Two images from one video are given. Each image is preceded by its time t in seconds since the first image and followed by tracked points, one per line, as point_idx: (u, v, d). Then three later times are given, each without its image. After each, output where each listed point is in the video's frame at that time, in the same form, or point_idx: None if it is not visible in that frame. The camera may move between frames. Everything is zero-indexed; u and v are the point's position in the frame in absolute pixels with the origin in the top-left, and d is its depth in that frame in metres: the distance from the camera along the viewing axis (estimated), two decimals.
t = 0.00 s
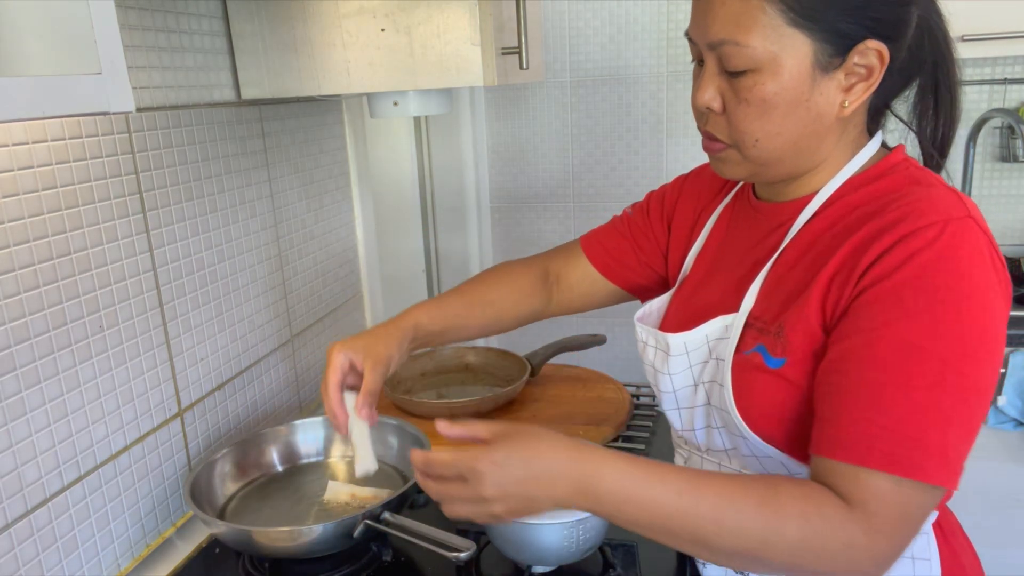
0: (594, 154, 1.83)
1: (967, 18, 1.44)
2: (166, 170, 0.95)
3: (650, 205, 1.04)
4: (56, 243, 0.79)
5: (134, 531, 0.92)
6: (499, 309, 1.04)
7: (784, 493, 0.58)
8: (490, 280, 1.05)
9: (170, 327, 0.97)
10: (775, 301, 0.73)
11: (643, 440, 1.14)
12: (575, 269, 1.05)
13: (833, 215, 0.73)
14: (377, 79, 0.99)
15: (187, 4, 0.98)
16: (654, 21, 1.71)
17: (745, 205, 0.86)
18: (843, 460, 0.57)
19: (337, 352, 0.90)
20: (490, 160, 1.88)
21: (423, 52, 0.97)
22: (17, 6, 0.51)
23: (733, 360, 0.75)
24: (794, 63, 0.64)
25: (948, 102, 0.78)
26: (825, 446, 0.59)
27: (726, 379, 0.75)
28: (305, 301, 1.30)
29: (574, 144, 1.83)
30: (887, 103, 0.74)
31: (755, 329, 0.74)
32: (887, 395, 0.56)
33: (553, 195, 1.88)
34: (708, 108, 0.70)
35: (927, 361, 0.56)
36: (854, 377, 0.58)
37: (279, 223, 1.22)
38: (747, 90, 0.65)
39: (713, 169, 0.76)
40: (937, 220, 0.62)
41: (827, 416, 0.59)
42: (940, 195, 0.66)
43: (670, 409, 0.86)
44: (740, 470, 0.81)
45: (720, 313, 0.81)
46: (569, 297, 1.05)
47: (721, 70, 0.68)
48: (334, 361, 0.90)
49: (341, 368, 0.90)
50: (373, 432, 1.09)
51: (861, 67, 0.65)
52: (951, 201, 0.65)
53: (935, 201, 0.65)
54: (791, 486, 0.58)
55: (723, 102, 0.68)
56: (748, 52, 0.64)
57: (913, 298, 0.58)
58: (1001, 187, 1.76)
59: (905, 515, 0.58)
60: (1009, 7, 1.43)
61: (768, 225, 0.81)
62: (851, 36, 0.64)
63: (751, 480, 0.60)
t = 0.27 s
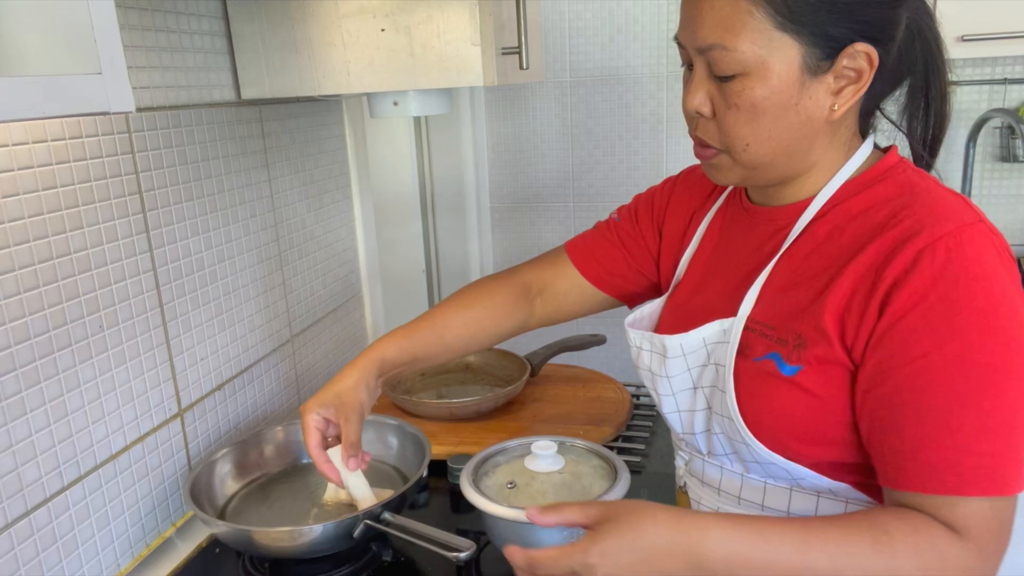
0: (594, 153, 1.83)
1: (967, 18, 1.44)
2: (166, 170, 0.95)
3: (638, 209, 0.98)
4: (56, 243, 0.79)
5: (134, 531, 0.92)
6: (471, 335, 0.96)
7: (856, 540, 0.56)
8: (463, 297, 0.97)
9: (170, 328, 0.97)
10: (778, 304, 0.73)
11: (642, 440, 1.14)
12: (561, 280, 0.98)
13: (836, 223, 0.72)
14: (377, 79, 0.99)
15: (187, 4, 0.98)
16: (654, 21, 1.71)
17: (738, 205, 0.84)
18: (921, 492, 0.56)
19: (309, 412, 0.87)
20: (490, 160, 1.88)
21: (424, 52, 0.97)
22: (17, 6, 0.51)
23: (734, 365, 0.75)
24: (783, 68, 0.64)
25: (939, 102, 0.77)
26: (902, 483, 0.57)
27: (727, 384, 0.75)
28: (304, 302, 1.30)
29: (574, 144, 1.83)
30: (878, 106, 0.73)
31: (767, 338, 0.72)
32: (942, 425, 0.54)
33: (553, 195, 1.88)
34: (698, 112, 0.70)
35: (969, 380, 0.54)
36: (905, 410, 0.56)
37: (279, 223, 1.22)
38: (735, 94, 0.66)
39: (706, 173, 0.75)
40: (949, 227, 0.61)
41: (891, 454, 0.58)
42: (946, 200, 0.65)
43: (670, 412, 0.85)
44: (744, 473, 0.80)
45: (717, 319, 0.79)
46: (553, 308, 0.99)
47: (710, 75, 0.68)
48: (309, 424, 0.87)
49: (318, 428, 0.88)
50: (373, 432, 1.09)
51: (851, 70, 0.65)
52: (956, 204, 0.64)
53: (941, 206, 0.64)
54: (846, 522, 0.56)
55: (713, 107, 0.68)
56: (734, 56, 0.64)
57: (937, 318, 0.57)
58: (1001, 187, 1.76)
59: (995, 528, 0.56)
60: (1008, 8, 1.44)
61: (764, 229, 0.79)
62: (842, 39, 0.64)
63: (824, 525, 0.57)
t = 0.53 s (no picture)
0: (594, 153, 1.83)
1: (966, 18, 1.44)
2: (166, 170, 0.95)
3: (634, 210, 0.98)
4: (56, 243, 0.79)
5: (134, 532, 0.92)
6: (463, 342, 0.95)
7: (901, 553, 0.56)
8: (456, 304, 0.96)
9: (170, 328, 0.97)
10: (780, 305, 0.72)
11: (642, 440, 1.14)
12: (555, 285, 0.97)
13: (837, 226, 0.71)
14: (378, 79, 0.99)
15: (187, 5, 0.98)
16: (654, 21, 1.72)
17: (737, 206, 0.84)
18: (962, 501, 0.57)
19: (295, 430, 0.87)
20: (490, 159, 1.88)
21: (424, 52, 0.97)
22: (17, 6, 0.51)
23: (734, 367, 0.75)
24: (776, 70, 0.64)
25: (935, 103, 0.77)
26: (943, 494, 0.58)
27: (727, 388, 0.75)
28: (304, 302, 1.30)
29: (574, 144, 1.83)
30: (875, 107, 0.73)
31: (770, 340, 0.72)
32: (978, 438, 0.55)
33: (553, 195, 1.88)
34: (692, 115, 0.69)
35: (999, 390, 0.55)
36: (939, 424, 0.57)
37: (279, 223, 1.22)
38: (729, 97, 0.65)
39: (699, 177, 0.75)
40: (959, 235, 0.61)
41: (931, 467, 0.58)
42: (949, 205, 0.65)
43: (672, 415, 0.85)
44: (745, 475, 0.80)
45: (716, 322, 0.79)
46: (549, 311, 0.98)
47: (704, 78, 0.68)
48: (293, 439, 0.87)
49: (301, 443, 0.88)
50: (373, 431, 1.09)
51: (845, 72, 0.65)
52: (960, 208, 0.64)
53: (947, 210, 0.64)
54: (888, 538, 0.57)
55: (706, 109, 0.68)
56: (728, 58, 0.64)
57: (959, 329, 0.57)
58: (1001, 187, 1.76)
59: None
60: (1008, 8, 1.44)
61: (761, 231, 0.79)
62: (837, 40, 0.64)
63: (872, 542, 0.57)
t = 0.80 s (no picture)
0: (594, 153, 1.83)
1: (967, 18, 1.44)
2: (166, 170, 0.95)
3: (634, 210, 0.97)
4: (56, 243, 0.79)
5: (134, 532, 0.92)
6: (466, 349, 0.95)
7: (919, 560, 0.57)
8: (457, 310, 0.96)
9: (170, 328, 0.97)
10: (780, 306, 0.72)
11: (642, 440, 1.14)
12: (555, 287, 0.97)
13: (838, 228, 0.71)
14: (378, 79, 0.99)
15: (187, 4, 0.98)
16: (653, 21, 1.72)
17: (737, 207, 0.84)
18: (969, 502, 0.58)
19: (285, 439, 0.85)
20: (490, 159, 1.88)
21: (424, 52, 0.97)
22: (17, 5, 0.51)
23: (734, 368, 0.75)
24: (775, 71, 0.64)
25: (935, 103, 0.77)
26: (950, 495, 0.59)
27: (727, 390, 0.74)
28: (304, 302, 1.30)
29: (574, 144, 1.83)
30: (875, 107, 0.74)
31: (771, 342, 0.72)
32: (984, 442, 0.56)
33: (553, 195, 1.88)
34: (691, 116, 0.69)
35: (1005, 395, 0.55)
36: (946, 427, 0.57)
37: (279, 223, 1.22)
38: (729, 98, 0.65)
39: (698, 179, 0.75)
40: (961, 237, 0.61)
41: (938, 469, 0.59)
42: (950, 206, 0.65)
43: (671, 415, 0.85)
44: (744, 476, 0.80)
45: (715, 323, 0.79)
46: (549, 313, 0.98)
47: (703, 79, 0.68)
48: (281, 445, 0.85)
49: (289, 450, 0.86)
50: (373, 431, 1.09)
51: (844, 73, 0.65)
52: (961, 210, 0.64)
53: (948, 212, 0.64)
54: (904, 549, 0.58)
55: (706, 110, 0.68)
56: (727, 59, 0.64)
57: (963, 333, 0.57)
58: (1001, 187, 1.76)
59: None
60: (1008, 8, 1.44)
61: (761, 232, 0.79)
62: (835, 42, 0.64)
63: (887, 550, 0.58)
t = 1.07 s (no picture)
0: (594, 153, 1.83)
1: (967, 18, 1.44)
2: (166, 170, 0.95)
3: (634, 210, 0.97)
4: (56, 243, 0.79)
5: (134, 531, 0.92)
6: (469, 351, 0.95)
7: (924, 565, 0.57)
8: (459, 312, 0.95)
9: (170, 328, 0.97)
10: (781, 304, 0.73)
11: (642, 440, 1.14)
12: (556, 288, 0.97)
13: (839, 229, 0.71)
14: (378, 79, 0.99)
15: (187, 4, 0.98)
16: (653, 21, 1.72)
17: (738, 208, 0.84)
18: (970, 504, 0.58)
19: (284, 444, 0.87)
20: (490, 159, 1.88)
21: (424, 52, 0.97)
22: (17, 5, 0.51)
23: (734, 368, 0.75)
24: (774, 71, 0.64)
25: (935, 102, 0.77)
26: (953, 497, 0.59)
27: (727, 391, 0.74)
28: (304, 302, 1.30)
29: (574, 143, 1.83)
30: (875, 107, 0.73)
31: (772, 343, 0.72)
32: (985, 443, 0.56)
33: (553, 195, 1.88)
34: (691, 116, 0.69)
35: (1006, 397, 0.55)
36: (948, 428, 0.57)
37: (279, 223, 1.22)
38: (728, 98, 0.65)
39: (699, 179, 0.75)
40: (962, 238, 0.61)
41: (939, 471, 0.59)
42: (951, 207, 0.65)
43: (671, 415, 0.85)
44: (744, 477, 0.80)
45: (715, 324, 0.79)
46: (550, 315, 0.97)
47: (704, 79, 0.68)
48: (282, 448, 0.87)
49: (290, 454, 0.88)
50: (373, 431, 1.09)
51: (844, 73, 0.65)
52: (962, 211, 0.64)
53: (949, 213, 0.64)
54: (906, 551, 0.58)
55: (706, 110, 0.68)
56: (727, 59, 0.64)
57: (965, 334, 0.57)
58: (1001, 187, 1.76)
59: None
60: (1008, 8, 1.44)
61: (762, 233, 0.79)
62: (834, 43, 0.64)
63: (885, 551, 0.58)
